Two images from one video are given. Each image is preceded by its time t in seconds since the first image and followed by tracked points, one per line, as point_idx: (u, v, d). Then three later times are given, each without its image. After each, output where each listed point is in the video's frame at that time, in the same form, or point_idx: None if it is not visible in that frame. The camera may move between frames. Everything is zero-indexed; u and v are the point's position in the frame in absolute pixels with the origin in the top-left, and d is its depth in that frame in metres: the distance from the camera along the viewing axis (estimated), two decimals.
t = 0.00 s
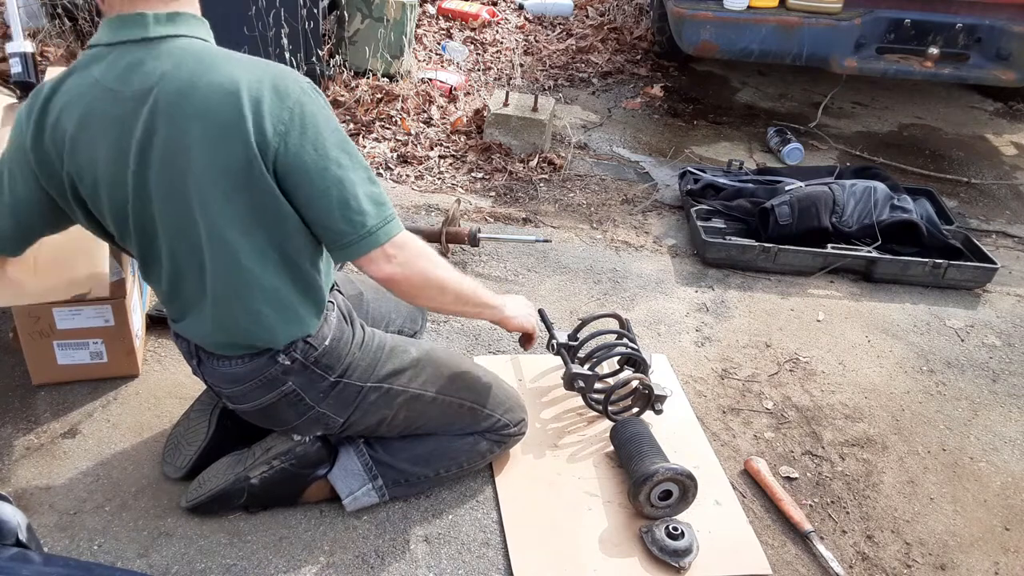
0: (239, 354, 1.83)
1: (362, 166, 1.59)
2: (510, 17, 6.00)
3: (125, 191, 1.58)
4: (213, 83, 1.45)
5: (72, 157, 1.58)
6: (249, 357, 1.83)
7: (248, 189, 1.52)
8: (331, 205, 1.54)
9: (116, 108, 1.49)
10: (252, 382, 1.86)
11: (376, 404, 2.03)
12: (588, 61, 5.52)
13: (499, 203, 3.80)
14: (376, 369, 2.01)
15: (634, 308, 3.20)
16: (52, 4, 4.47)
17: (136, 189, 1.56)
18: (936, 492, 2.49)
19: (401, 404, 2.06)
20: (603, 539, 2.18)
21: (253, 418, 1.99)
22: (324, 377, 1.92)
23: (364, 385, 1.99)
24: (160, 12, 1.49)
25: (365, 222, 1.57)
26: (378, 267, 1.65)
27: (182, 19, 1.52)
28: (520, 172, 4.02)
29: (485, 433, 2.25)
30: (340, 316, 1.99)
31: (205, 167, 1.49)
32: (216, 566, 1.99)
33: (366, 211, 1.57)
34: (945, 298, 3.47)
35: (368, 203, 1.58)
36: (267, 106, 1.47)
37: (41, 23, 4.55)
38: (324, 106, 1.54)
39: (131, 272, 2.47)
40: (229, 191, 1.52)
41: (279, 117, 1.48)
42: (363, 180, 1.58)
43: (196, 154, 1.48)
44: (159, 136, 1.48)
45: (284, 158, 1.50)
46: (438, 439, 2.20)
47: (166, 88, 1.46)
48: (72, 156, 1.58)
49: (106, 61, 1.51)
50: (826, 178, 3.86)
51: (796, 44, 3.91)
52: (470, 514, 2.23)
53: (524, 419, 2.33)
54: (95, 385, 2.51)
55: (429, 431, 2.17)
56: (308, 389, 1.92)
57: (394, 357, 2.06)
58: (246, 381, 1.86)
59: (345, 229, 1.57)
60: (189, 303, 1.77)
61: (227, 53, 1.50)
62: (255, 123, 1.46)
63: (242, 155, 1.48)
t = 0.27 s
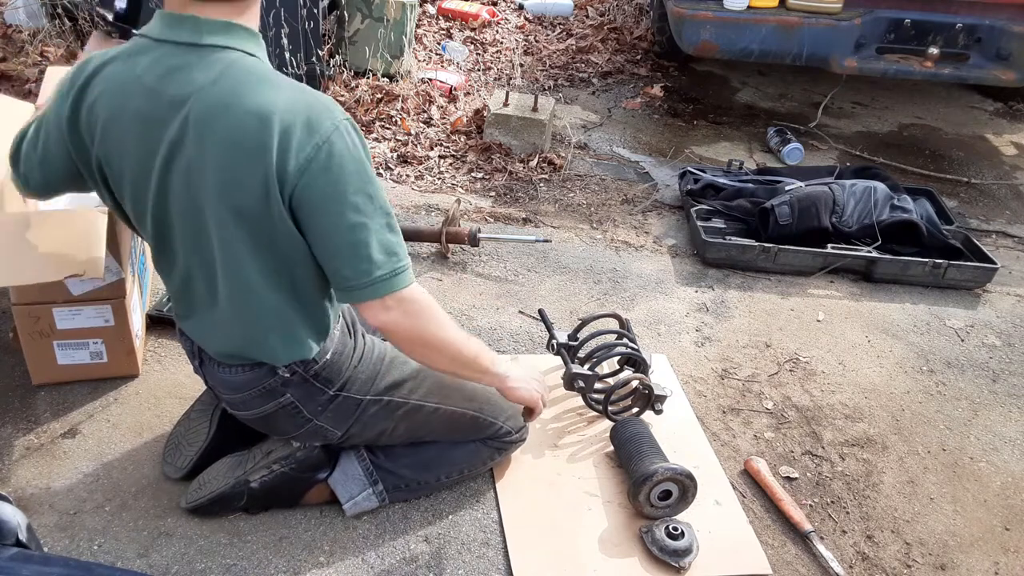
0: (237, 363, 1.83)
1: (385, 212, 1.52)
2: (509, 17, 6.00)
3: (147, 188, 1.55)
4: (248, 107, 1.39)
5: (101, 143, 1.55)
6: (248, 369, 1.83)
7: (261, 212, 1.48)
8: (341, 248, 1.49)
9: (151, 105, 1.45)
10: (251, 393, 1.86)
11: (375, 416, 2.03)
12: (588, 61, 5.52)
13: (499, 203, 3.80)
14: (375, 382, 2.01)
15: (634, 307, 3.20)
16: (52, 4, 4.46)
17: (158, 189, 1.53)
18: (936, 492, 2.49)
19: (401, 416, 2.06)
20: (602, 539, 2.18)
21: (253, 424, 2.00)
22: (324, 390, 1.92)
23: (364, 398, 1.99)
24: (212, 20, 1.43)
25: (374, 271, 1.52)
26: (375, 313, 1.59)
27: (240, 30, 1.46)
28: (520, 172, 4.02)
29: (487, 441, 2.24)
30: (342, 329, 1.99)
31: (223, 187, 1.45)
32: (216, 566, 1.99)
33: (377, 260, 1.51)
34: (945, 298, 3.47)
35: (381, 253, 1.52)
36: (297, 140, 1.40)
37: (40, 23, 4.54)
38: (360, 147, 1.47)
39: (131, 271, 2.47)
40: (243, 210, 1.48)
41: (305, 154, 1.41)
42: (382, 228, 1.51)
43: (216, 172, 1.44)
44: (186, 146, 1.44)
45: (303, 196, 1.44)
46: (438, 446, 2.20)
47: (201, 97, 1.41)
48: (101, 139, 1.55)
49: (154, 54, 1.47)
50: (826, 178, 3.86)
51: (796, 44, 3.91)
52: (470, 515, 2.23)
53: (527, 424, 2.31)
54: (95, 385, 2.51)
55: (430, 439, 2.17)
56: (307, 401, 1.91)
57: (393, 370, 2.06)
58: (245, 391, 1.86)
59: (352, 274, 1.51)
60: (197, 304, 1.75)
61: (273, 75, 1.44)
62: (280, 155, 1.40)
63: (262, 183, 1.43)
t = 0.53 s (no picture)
0: (235, 374, 1.83)
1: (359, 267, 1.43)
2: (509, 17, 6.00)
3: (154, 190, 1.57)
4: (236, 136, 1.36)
5: (123, 139, 1.59)
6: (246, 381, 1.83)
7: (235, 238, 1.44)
8: (301, 297, 1.42)
9: (161, 111, 1.46)
10: (249, 405, 1.87)
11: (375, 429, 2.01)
12: (588, 61, 5.52)
13: (499, 203, 3.80)
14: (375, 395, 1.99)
15: (634, 307, 3.20)
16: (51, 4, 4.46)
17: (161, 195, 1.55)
18: (936, 492, 2.49)
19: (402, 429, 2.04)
20: (602, 539, 2.18)
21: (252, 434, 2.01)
22: (321, 405, 1.90)
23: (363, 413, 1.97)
24: (228, 36, 1.41)
25: (333, 326, 1.44)
26: (326, 361, 1.49)
27: (254, 51, 1.42)
28: (520, 172, 4.02)
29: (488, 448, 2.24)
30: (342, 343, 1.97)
31: (207, 210, 1.43)
32: (216, 567, 1.99)
33: (338, 316, 1.43)
34: (945, 299, 3.47)
35: (343, 309, 1.43)
36: (275, 182, 1.34)
37: (40, 23, 4.54)
38: (342, 198, 1.38)
39: (131, 271, 2.47)
40: (218, 232, 1.45)
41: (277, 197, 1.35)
42: (351, 284, 1.43)
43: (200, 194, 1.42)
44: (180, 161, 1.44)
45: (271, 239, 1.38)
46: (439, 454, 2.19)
47: (202, 112, 1.39)
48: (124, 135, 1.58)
49: (178, 60, 1.47)
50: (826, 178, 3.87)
51: (796, 43, 3.91)
52: (470, 515, 2.23)
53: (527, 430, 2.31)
54: (95, 385, 2.51)
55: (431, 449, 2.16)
56: (304, 417, 1.90)
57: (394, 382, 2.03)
58: (243, 403, 1.87)
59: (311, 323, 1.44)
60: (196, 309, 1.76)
61: (277, 108, 1.39)
62: (254, 192, 1.35)
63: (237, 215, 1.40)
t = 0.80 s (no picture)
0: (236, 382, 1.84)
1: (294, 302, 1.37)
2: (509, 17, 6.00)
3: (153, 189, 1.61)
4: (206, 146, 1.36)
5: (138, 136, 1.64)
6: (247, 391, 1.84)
7: (190, 243, 1.44)
8: (230, 317, 1.37)
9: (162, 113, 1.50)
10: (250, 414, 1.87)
11: (377, 436, 2.01)
12: (588, 61, 5.52)
13: (499, 203, 3.80)
14: (377, 402, 1.98)
15: (634, 307, 3.21)
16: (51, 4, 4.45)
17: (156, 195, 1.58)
18: (936, 492, 2.49)
19: (405, 435, 2.04)
20: (602, 539, 2.18)
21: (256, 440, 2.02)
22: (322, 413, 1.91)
23: (364, 420, 1.97)
24: (226, 45, 1.43)
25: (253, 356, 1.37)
26: (244, 391, 1.40)
27: (247, 64, 1.42)
28: (520, 172, 4.02)
29: (490, 451, 2.24)
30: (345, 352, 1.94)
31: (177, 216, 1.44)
32: (216, 567, 1.99)
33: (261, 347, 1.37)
34: (945, 298, 3.47)
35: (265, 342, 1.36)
36: (221, 193, 1.33)
37: (40, 23, 4.53)
38: (285, 227, 1.33)
39: (131, 272, 2.47)
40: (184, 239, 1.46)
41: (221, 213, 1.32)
42: (281, 316, 1.37)
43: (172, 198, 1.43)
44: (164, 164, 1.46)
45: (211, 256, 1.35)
46: (440, 457, 2.20)
47: (187, 118, 1.41)
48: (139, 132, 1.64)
49: (186, 65, 1.50)
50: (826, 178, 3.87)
51: (796, 43, 3.90)
52: (470, 515, 2.23)
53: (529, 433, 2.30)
54: (95, 385, 2.51)
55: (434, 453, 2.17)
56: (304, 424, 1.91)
57: (396, 389, 2.02)
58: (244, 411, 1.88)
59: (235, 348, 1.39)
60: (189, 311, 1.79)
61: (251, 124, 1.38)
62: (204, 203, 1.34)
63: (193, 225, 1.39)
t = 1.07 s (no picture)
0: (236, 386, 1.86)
1: (269, 323, 1.38)
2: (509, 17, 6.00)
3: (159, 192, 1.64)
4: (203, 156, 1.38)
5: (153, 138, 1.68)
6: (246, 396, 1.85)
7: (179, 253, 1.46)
8: (204, 332, 1.38)
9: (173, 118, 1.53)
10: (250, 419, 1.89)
11: (377, 439, 2.01)
12: (588, 61, 5.53)
13: (499, 204, 3.81)
14: (377, 405, 1.98)
15: (634, 307, 3.21)
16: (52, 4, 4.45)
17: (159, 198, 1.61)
18: (936, 492, 2.50)
19: (404, 438, 2.05)
20: (602, 539, 2.19)
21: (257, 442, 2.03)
22: (321, 417, 1.92)
23: (364, 424, 1.97)
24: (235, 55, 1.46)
25: (223, 371, 1.37)
26: (209, 404, 1.41)
27: (256, 77, 1.45)
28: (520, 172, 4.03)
29: (489, 451, 2.25)
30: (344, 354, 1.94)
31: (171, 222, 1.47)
32: (216, 566, 2.00)
33: (230, 364, 1.37)
34: (944, 299, 3.48)
35: (235, 360, 1.37)
36: (206, 206, 1.35)
37: (40, 23, 4.53)
38: (266, 247, 1.34)
39: (132, 271, 2.47)
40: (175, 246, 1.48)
41: (204, 227, 1.34)
42: (254, 336, 1.37)
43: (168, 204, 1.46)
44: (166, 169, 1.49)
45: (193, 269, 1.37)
46: (440, 458, 2.20)
47: (191, 126, 1.44)
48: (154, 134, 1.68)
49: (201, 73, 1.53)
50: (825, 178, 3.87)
51: (796, 44, 3.91)
52: (470, 514, 2.24)
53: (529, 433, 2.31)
54: (95, 385, 2.51)
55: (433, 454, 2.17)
56: (303, 427, 1.93)
57: (396, 391, 2.02)
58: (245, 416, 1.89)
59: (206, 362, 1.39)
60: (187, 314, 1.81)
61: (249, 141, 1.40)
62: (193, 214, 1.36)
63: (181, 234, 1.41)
